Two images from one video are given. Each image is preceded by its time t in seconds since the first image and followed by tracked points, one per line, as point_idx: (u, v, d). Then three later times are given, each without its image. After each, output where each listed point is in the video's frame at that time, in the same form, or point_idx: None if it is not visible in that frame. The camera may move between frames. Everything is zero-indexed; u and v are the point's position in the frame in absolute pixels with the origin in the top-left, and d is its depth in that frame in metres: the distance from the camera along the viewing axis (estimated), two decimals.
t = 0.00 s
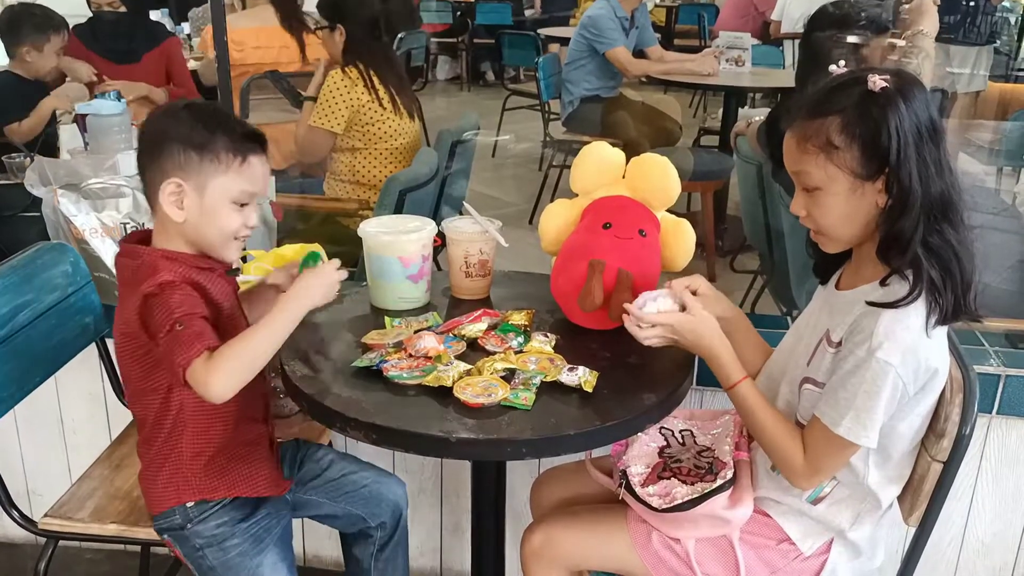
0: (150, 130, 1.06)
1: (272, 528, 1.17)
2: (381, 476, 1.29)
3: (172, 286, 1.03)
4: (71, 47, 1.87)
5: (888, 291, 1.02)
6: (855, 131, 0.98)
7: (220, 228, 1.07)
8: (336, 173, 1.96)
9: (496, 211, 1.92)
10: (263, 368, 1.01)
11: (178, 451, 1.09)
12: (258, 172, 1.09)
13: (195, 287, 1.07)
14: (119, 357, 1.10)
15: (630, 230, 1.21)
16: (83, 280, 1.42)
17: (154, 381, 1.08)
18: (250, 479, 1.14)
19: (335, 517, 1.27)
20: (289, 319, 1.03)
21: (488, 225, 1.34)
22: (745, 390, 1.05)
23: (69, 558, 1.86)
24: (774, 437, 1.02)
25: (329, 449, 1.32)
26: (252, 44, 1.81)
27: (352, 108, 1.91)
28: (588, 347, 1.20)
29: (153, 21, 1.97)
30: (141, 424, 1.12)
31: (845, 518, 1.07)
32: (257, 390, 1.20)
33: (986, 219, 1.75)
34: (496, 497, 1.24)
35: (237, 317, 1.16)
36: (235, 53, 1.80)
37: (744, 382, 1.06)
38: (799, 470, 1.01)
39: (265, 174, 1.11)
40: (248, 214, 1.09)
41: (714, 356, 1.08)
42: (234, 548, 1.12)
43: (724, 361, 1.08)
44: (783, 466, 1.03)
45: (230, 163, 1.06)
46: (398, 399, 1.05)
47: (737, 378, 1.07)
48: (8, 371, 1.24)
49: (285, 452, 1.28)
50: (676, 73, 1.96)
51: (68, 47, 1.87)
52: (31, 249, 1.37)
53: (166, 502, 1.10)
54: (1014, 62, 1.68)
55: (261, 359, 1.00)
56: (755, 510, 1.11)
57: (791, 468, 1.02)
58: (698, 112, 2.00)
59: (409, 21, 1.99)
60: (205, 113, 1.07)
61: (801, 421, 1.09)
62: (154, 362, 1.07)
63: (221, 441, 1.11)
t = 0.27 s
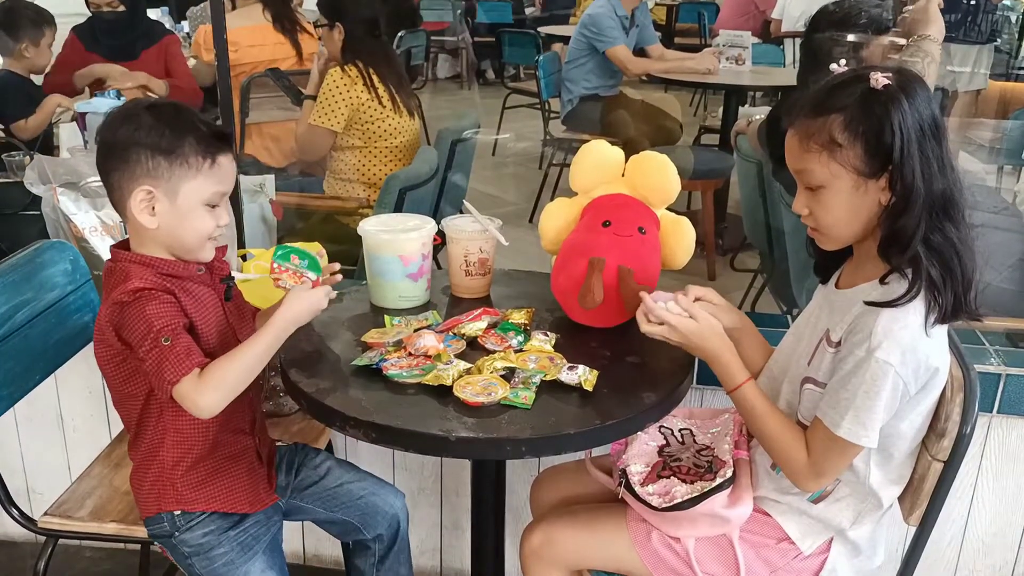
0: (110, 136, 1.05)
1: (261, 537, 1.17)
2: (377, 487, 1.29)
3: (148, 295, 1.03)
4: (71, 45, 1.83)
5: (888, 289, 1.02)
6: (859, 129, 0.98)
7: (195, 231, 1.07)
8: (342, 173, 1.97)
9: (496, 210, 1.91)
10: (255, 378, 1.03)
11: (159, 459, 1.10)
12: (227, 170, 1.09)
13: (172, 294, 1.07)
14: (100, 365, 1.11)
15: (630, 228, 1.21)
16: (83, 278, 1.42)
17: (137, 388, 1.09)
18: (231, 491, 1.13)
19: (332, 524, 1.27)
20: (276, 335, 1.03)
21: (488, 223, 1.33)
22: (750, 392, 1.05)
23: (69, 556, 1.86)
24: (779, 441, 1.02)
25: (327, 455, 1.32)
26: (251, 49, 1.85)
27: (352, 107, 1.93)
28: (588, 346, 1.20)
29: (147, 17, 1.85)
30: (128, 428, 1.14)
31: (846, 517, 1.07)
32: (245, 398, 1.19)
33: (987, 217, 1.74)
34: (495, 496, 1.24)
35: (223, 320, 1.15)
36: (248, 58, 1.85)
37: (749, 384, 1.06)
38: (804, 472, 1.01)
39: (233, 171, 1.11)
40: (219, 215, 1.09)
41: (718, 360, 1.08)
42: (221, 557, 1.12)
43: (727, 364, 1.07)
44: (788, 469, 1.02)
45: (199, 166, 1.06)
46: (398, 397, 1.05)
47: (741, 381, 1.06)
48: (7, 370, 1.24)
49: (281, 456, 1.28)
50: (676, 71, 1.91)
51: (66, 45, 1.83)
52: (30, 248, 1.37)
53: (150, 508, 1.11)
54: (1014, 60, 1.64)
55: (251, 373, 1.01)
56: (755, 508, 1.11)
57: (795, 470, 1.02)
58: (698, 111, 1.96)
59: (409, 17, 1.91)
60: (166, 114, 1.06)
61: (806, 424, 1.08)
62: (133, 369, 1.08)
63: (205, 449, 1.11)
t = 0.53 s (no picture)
0: (102, 139, 1.04)
1: (264, 535, 1.16)
2: (378, 492, 1.29)
3: (157, 289, 1.03)
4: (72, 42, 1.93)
5: (890, 289, 1.02)
6: (863, 127, 0.98)
7: (195, 231, 1.07)
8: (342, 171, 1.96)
9: (496, 208, 1.91)
10: (254, 368, 1.04)
11: (163, 454, 1.10)
12: (222, 168, 1.08)
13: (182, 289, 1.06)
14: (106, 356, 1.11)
15: (631, 227, 1.21)
16: (82, 276, 1.42)
17: (144, 382, 1.09)
18: (233, 489, 1.13)
19: (332, 527, 1.27)
20: (268, 326, 1.04)
21: (488, 222, 1.33)
22: (750, 398, 1.04)
23: (68, 555, 1.86)
24: (782, 445, 1.02)
25: (329, 457, 1.32)
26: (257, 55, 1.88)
27: (351, 103, 1.92)
28: (588, 344, 1.20)
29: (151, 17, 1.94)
30: (131, 422, 1.13)
31: (846, 517, 1.06)
32: (250, 397, 1.18)
33: (988, 216, 1.72)
34: (495, 496, 1.24)
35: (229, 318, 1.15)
36: (245, 59, 1.86)
37: (749, 390, 1.05)
38: (809, 475, 1.01)
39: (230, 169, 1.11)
40: (219, 212, 1.09)
41: (717, 367, 1.07)
42: (223, 556, 1.12)
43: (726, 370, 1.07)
44: (793, 472, 1.02)
45: (193, 168, 1.05)
46: (397, 396, 1.04)
47: (741, 387, 1.05)
48: (6, 368, 1.24)
49: (284, 456, 1.28)
50: (676, 70, 1.98)
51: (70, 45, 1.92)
52: (29, 246, 1.36)
53: (151, 505, 1.10)
54: (1015, 58, 1.66)
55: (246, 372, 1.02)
56: (755, 508, 1.11)
57: (801, 472, 1.01)
58: (697, 109, 2.09)
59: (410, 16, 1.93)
60: (156, 116, 1.05)
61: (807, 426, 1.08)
62: (140, 362, 1.08)
63: (210, 447, 1.11)
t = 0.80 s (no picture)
0: (111, 137, 1.04)
1: (266, 533, 1.16)
2: (377, 491, 1.29)
3: (161, 280, 1.03)
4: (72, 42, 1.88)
5: (888, 291, 1.02)
6: (862, 127, 0.97)
7: (203, 228, 1.07)
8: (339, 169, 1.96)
9: (496, 207, 1.91)
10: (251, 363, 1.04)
11: (165, 447, 1.10)
12: (231, 168, 1.08)
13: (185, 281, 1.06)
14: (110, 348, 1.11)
15: (630, 226, 1.21)
16: (79, 275, 1.41)
17: (147, 374, 1.09)
18: (235, 484, 1.13)
19: (330, 526, 1.26)
20: (262, 324, 1.04)
21: (487, 221, 1.33)
22: (748, 402, 1.05)
23: (66, 554, 1.86)
24: (780, 448, 1.02)
25: (329, 456, 1.32)
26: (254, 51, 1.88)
27: (351, 100, 1.91)
28: (586, 343, 1.20)
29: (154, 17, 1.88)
30: (134, 415, 1.14)
31: (845, 516, 1.06)
32: (251, 392, 1.18)
33: (988, 215, 1.72)
34: (493, 495, 1.24)
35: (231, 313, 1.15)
36: (244, 54, 1.86)
37: (747, 395, 1.05)
38: (807, 476, 1.01)
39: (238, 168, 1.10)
40: (227, 211, 1.09)
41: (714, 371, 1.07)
42: (225, 553, 1.11)
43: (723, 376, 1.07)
44: (794, 475, 1.02)
45: (201, 168, 1.05)
46: (396, 395, 1.04)
47: (739, 392, 1.06)
48: (4, 367, 1.23)
49: (285, 454, 1.28)
50: (675, 69, 1.96)
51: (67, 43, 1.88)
52: (27, 244, 1.36)
53: (153, 498, 1.11)
54: (1014, 58, 1.65)
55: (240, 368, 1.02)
56: (753, 507, 1.11)
57: (800, 474, 1.02)
58: (697, 108, 2.01)
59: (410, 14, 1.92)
60: (165, 116, 1.04)
61: (806, 428, 1.08)
62: (143, 354, 1.08)
63: (212, 440, 1.11)
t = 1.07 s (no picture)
0: (114, 137, 1.05)
1: (267, 530, 1.16)
2: (376, 491, 1.29)
3: (167, 264, 1.04)
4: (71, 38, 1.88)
5: (887, 290, 1.02)
6: (858, 128, 0.97)
7: (209, 224, 1.06)
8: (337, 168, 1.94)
9: (495, 206, 1.90)
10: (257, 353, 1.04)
11: (164, 435, 1.10)
12: (234, 162, 1.07)
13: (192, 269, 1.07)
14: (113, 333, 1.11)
15: (630, 225, 1.21)
16: (78, 274, 1.41)
17: (148, 358, 1.10)
18: (232, 475, 1.13)
19: (329, 525, 1.26)
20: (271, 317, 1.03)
21: (486, 219, 1.33)
22: (745, 408, 1.05)
23: (66, 552, 1.86)
24: (780, 451, 1.02)
25: (328, 454, 1.31)
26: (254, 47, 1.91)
27: (355, 97, 1.88)
28: (585, 342, 1.20)
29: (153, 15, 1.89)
30: (133, 402, 1.14)
31: (845, 515, 1.06)
32: (251, 386, 1.19)
33: (986, 214, 1.72)
34: (493, 493, 1.24)
35: (230, 307, 1.15)
36: (244, 50, 1.90)
37: (744, 399, 1.06)
38: (807, 477, 1.01)
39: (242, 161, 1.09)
40: (234, 207, 1.08)
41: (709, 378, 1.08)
42: (225, 551, 1.12)
43: (719, 382, 1.08)
44: (794, 476, 1.02)
45: (203, 161, 1.04)
46: (395, 393, 1.04)
47: (735, 396, 1.06)
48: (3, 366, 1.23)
49: (284, 452, 1.28)
50: (674, 67, 1.97)
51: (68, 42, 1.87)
52: (26, 243, 1.36)
53: (150, 486, 1.11)
54: (1014, 56, 1.69)
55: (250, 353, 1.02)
56: (753, 506, 1.11)
57: (799, 476, 1.02)
58: (696, 106, 2.01)
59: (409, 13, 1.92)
60: (166, 113, 1.04)
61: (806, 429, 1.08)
62: (147, 340, 1.09)
63: (211, 428, 1.11)
